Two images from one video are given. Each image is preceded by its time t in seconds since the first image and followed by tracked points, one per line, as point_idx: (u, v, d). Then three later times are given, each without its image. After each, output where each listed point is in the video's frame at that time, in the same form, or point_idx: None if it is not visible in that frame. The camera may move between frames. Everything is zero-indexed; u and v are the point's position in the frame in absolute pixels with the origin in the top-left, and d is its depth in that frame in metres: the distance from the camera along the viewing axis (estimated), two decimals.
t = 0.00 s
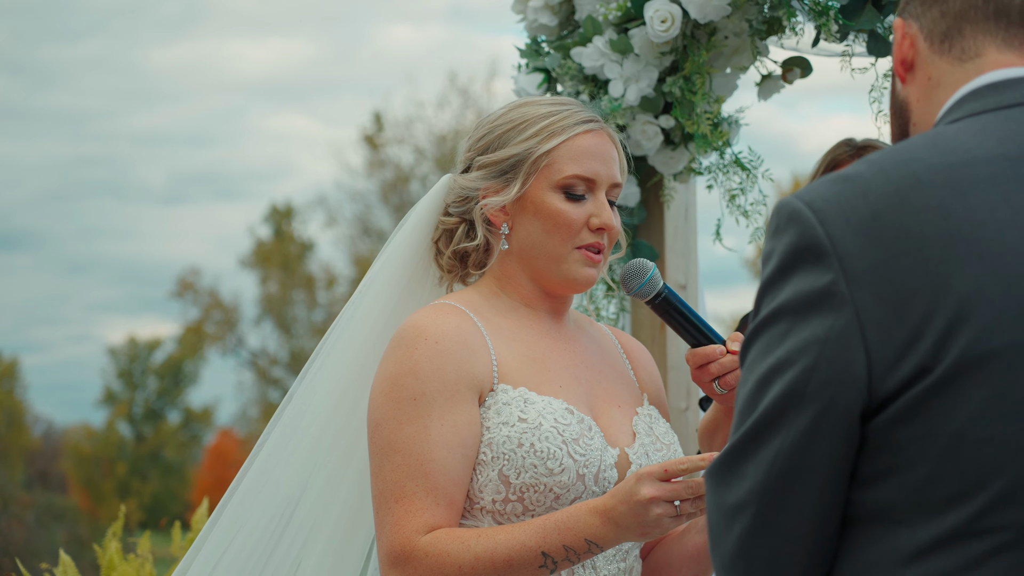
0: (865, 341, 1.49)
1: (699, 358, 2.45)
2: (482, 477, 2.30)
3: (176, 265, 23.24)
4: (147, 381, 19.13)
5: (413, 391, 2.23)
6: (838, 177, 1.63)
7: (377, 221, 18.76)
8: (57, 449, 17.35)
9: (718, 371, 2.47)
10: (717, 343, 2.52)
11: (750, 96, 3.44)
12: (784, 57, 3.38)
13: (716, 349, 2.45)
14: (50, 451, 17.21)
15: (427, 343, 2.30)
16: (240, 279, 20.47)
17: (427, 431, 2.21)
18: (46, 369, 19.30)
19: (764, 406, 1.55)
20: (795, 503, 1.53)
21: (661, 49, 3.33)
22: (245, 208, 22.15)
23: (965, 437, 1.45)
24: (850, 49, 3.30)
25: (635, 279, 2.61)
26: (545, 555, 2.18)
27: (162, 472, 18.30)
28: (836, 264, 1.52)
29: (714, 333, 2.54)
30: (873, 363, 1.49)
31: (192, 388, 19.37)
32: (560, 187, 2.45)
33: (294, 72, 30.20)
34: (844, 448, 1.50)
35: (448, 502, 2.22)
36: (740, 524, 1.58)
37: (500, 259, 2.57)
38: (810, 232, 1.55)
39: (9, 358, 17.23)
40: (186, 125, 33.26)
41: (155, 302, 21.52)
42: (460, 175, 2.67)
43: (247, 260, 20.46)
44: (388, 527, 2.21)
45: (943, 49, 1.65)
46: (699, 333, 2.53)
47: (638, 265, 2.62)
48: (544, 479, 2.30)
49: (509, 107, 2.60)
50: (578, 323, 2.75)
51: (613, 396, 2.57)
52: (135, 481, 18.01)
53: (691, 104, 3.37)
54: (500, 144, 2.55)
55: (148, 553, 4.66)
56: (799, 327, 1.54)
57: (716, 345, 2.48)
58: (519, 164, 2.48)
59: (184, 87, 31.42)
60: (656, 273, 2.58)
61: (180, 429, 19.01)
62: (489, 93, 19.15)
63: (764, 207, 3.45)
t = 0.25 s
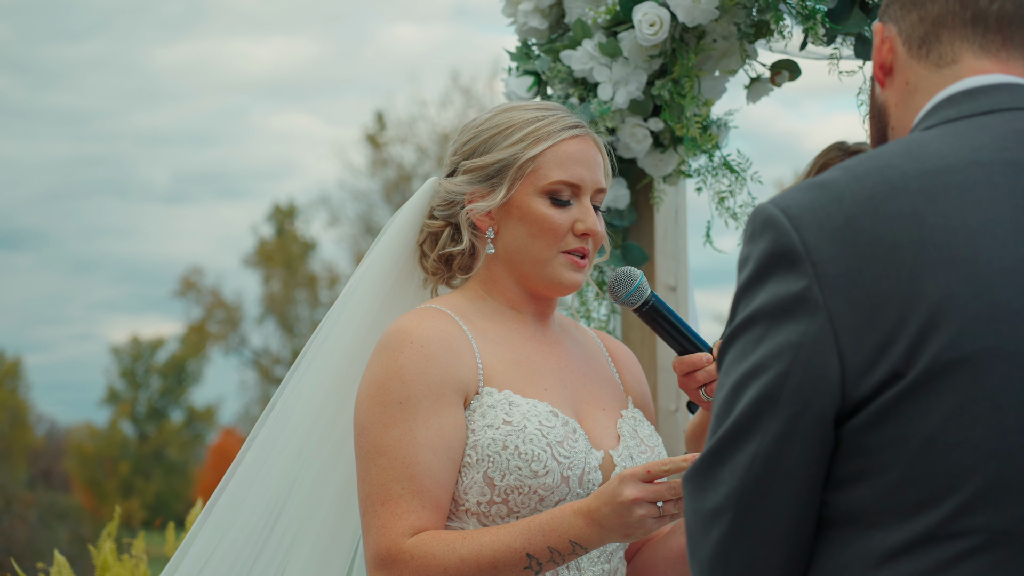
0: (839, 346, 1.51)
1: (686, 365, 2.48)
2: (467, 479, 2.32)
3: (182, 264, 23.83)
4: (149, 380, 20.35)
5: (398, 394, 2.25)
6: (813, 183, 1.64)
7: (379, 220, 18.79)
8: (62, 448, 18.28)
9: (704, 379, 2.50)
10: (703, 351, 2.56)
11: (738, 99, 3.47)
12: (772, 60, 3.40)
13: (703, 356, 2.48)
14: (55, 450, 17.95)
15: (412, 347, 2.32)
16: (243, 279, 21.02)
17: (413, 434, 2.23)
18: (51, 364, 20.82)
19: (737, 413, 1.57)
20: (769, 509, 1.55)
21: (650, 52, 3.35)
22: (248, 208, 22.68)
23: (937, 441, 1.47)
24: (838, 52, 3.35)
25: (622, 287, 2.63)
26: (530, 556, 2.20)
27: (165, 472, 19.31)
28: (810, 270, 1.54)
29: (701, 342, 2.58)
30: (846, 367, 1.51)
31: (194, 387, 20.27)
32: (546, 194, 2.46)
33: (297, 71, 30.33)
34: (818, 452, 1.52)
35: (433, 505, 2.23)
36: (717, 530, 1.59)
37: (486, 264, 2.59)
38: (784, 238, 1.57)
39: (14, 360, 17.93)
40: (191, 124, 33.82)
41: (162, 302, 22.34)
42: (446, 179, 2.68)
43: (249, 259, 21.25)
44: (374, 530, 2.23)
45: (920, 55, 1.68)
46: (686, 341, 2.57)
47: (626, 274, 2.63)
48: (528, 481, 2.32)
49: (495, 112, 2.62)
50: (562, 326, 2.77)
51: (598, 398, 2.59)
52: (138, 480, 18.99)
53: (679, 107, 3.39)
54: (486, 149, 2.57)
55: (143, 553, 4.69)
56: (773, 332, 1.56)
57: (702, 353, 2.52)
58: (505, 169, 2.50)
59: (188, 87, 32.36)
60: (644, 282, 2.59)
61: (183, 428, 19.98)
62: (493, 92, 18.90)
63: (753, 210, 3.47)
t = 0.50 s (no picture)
0: (805, 344, 1.53)
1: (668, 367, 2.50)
2: (447, 480, 2.33)
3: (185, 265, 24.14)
4: (150, 381, 20.86)
5: (380, 396, 2.27)
6: (784, 182, 1.66)
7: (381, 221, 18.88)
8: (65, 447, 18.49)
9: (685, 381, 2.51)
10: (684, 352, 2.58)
11: (725, 101, 3.47)
12: (758, 62, 3.41)
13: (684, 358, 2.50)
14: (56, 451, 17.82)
15: (394, 350, 2.34)
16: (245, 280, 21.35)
17: (394, 436, 2.24)
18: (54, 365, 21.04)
19: (704, 408, 1.58)
20: (734, 504, 1.56)
21: (636, 55, 3.36)
22: (251, 209, 23.07)
23: (901, 440, 1.49)
24: (824, 54, 3.29)
25: (605, 289, 2.64)
26: (508, 558, 2.22)
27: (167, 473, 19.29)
28: (778, 269, 1.56)
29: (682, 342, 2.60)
30: (812, 365, 1.53)
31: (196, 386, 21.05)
32: (529, 198, 2.48)
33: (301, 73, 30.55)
34: (784, 450, 1.53)
35: (413, 505, 2.25)
36: (683, 524, 1.60)
37: (469, 266, 2.61)
38: (754, 236, 1.59)
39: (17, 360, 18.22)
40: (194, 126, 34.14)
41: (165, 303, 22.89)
42: (430, 182, 2.70)
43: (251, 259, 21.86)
44: (354, 531, 2.24)
45: (896, 56, 1.72)
46: (667, 342, 2.58)
47: (609, 275, 2.64)
48: (508, 482, 2.34)
49: (480, 116, 2.63)
50: (545, 328, 2.79)
51: (578, 400, 2.61)
52: (140, 480, 18.94)
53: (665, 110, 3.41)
54: (470, 152, 2.58)
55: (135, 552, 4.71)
56: (742, 329, 1.57)
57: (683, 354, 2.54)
58: (489, 173, 2.51)
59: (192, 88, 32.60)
60: (627, 283, 2.61)
61: (184, 429, 20.35)
62: (493, 93, 19.16)
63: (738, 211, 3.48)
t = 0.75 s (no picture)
0: (773, 340, 1.56)
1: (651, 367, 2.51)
2: (430, 479, 2.35)
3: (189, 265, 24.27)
4: (155, 381, 20.61)
5: (363, 397, 2.29)
6: (756, 179, 1.67)
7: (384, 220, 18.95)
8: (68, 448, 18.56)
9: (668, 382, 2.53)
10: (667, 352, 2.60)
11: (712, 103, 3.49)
12: (745, 64, 3.42)
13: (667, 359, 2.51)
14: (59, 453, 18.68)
15: (378, 350, 2.36)
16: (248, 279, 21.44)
17: (377, 436, 2.26)
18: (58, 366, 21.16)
19: (674, 397, 1.60)
20: (701, 495, 1.59)
21: (623, 57, 3.39)
22: (254, 209, 23.18)
23: (869, 437, 1.53)
24: (811, 56, 3.27)
25: (590, 287, 2.66)
26: (488, 558, 2.24)
27: (170, 473, 19.29)
28: (749, 263, 1.58)
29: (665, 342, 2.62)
30: (780, 360, 1.56)
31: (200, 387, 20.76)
32: (511, 200, 2.51)
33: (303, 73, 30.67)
34: (751, 444, 1.57)
35: (396, 505, 2.27)
36: (646, 510, 1.62)
37: (452, 267, 2.64)
38: (727, 230, 1.61)
39: (19, 359, 18.29)
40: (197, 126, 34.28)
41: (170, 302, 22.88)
42: (415, 183, 2.72)
43: (255, 259, 21.50)
44: (338, 530, 2.26)
45: (873, 60, 1.76)
46: (650, 341, 2.59)
47: (594, 274, 2.66)
48: (490, 482, 2.36)
49: (464, 118, 2.65)
50: (529, 329, 2.81)
51: (561, 401, 2.63)
52: (143, 480, 18.95)
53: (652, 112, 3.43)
54: (453, 154, 2.61)
55: (130, 551, 4.73)
56: (712, 322, 1.59)
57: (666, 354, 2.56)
58: (471, 175, 2.54)
59: (195, 89, 32.76)
60: (610, 282, 2.62)
61: (187, 429, 20.33)
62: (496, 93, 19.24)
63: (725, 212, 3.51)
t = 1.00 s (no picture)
0: (743, 342, 1.56)
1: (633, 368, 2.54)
2: (414, 481, 2.37)
3: (192, 265, 24.40)
4: (158, 380, 20.57)
5: (348, 401, 2.31)
6: (731, 182, 1.66)
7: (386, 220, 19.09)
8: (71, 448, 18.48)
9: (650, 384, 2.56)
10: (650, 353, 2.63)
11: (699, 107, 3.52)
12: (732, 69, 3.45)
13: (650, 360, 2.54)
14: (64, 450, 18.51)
15: (363, 354, 2.38)
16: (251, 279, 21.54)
17: (361, 439, 2.29)
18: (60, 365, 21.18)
19: (645, 396, 1.60)
20: (668, 492, 1.61)
21: (610, 62, 3.41)
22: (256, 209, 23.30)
23: (838, 438, 1.53)
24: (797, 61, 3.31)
25: (575, 287, 2.68)
26: (471, 558, 2.27)
27: (172, 472, 19.34)
28: (721, 266, 1.58)
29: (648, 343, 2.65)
30: (750, 363, 1.56)
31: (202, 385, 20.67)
32: (493, 205, 2.54)
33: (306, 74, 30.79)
34: (720, 445, 1.58)
35: (380, 506, 2.29)
36: (612, 502, 1.64)
37: (436, 271, 2.67)
38: (700, 233, 1.60)
39: (23, 358, 18.26)
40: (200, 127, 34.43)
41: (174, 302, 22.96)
42: (398, 188, 2.75)
43: (258, 258, 21.79)
44: (323, 531, 2.29)
45: (847, 68, 1.74)
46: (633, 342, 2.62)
47: (578, 274, 2.68)
48: (474, 483, 2.39)
49: (447, 123, 2.68)
50: (513, 332, 2.84)
51: (545, 403, 2.66)
52: (147, 480, 19.02)
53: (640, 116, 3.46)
54: (436, 160, 2.64)
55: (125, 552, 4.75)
56: (685, 324, 1.59)
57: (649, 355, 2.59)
58: (453, 180, 2.57)
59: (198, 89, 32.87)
60: (594, 282, 2.64)
61: (189, 428, 20.31)
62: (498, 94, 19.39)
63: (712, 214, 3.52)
